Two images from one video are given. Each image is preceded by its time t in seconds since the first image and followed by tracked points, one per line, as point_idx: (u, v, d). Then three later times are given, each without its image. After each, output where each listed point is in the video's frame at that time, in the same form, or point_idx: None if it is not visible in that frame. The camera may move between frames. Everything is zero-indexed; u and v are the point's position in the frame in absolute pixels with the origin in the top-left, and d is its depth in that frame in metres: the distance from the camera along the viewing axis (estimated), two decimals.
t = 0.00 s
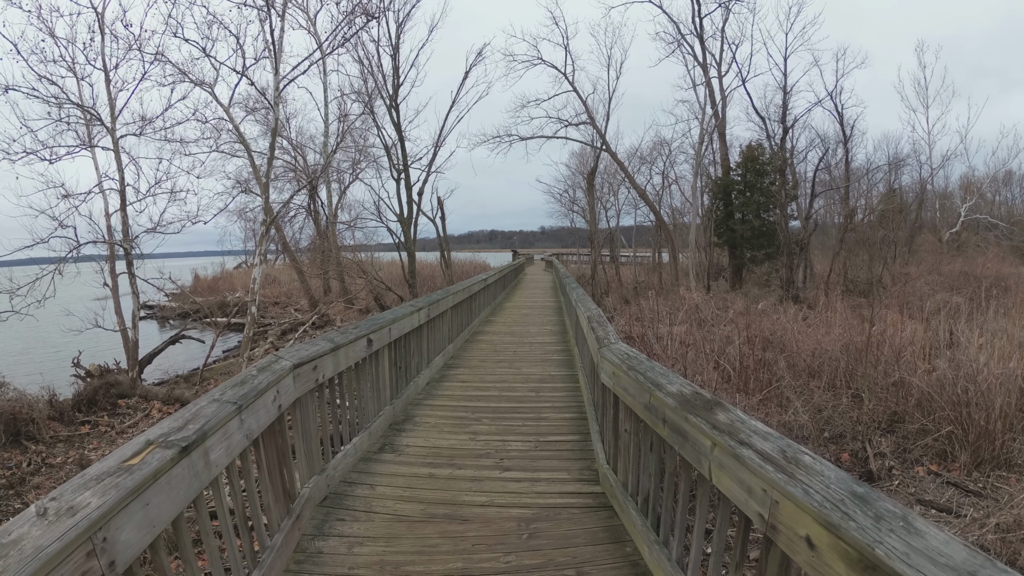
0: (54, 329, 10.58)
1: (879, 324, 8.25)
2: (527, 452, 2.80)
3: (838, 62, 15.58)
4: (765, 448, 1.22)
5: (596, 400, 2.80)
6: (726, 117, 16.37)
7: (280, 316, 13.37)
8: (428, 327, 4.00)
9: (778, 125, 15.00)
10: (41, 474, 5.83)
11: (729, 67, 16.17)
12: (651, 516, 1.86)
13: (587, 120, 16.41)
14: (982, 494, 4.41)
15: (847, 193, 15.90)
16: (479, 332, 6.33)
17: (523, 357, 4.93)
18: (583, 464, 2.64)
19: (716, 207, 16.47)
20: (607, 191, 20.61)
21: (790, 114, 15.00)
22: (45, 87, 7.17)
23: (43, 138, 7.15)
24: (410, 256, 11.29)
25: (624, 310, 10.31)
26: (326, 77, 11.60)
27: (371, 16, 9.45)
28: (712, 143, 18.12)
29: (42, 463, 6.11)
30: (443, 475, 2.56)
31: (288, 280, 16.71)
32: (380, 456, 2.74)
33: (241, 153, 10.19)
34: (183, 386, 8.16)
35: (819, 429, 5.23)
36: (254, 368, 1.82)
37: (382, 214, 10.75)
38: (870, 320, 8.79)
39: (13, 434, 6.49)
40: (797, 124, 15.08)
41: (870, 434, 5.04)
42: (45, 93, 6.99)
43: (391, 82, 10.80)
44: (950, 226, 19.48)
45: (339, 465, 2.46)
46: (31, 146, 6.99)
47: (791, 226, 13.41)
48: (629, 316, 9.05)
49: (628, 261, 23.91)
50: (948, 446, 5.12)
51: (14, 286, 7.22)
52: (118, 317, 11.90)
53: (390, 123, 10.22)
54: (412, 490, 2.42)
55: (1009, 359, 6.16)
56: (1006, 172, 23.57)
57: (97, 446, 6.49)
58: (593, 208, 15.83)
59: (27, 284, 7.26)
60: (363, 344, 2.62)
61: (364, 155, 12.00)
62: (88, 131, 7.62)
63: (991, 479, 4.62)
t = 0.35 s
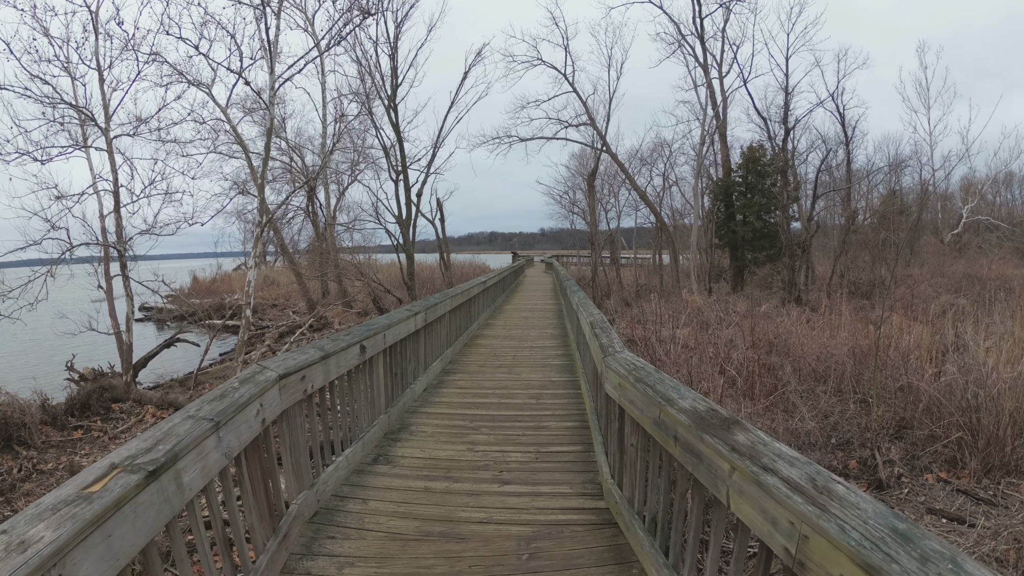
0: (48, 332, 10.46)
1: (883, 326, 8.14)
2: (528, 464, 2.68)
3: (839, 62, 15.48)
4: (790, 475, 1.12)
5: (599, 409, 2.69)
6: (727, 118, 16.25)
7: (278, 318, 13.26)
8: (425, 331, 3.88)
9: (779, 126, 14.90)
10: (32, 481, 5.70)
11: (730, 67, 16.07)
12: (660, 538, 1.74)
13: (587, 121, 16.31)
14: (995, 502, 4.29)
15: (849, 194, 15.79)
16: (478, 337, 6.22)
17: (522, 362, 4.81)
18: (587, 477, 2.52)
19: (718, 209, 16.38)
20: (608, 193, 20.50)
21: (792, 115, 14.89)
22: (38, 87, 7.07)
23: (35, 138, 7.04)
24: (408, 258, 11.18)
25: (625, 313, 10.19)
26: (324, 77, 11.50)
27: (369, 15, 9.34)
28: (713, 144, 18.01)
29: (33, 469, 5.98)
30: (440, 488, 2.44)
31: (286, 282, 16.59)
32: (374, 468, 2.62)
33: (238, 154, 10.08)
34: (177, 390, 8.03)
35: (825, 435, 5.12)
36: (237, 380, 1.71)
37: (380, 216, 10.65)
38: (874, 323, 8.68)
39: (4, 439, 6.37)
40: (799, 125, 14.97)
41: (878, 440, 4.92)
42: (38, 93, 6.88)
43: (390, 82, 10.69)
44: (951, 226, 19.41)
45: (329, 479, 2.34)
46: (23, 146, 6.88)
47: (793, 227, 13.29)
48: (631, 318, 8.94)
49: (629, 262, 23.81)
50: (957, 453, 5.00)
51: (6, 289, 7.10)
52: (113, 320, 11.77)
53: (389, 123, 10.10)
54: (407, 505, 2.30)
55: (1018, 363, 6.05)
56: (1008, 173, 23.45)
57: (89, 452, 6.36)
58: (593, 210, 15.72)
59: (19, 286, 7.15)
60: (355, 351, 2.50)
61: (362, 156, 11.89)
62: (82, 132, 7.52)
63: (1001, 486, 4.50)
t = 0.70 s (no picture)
0: (41, 334, 10.29)
1: (888, 331, 8.03)
2: (530, 475, 2.54)
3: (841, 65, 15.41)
4: (832, 504, 1.02)
5: (605, 418, 2.57)
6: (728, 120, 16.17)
7: (275, 321, 13.11)
8: (423, 335, 3.75)
9: (781, 128, 14.81)
10: (18, 486, 5.54)
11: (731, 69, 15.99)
12: (674, 559, 1.62)
13: (587, 123, 16.21)
14: (1008, 511, 4.17)
15: (850, 198, 15.69)
16: (477, 340, 6.10)
17: (523, 367, 4.67)
18: (592, 489, 2.39)
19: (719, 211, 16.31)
20: (608, 195, 20.39)
21: (793, 117, 14.80)
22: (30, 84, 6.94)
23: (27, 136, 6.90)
24: (406, 260, 11.05)
25: (625, 316, 10.06)
26: (322, 77, 11.39)
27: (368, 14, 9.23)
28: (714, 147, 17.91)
29: (21, 473, 5.82)
30: (438, 502, 2.31)
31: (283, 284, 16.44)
32: (368, 480, 2.49)
33: (235, 154, 9.95)
34: (171, 392, 7.88)
35: (832, 442, 5.00)
36: (217, 388, 1.59)
37: (378, 217, 10.53)
38: (879, 327, 8.57)
39: None
40: (800, 128, 14.89)
41: (887, 446, 4.80)
42: (31, 90, 6.76)
43: (389, 82, 10.58)
44: (951, 230, 19.34)
45: (320, 491, 2.21)
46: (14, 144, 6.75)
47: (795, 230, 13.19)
48: (632, 322, 8.81)
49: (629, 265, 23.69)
50: (966, 460, 4.88)
51: None
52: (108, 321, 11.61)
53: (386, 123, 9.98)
54: (403, 520, 2.17)
55: None
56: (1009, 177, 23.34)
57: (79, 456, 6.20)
58: (593, 212, 15.61)
59: (9, 287, 7.00)
60: (349, 356, 2.38)
61: (360, 157, 11.77)
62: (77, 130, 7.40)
63: (1013, 494, 4.38)
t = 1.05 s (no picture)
0: (34, 337, 10.12)
1: (895, 334, 7.91)
2: (539, 491, 2.40)
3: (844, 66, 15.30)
4: (901, 545, 0.88)
5: (618, 431, 2.42)
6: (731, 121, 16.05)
7: (273, 323, 12.96)
8: (424, 340, 3.61)
9: (784, 129, 14.69)
10: (6, 494, 5.37)
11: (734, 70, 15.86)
12: None
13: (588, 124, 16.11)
14: None
15: (853, 199, 15.57)
16: (478, 344, 5.97)
17: (526, 373, 4.52)
18: (605, 507, 2.24)
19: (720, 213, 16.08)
20: (609, 197, 20.27)
21: (796, 118, 14.69)
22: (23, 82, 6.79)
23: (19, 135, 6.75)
24: (406, 262, 10.93)
25: (628, 318, 9.94)
26: (321, 77, 11.26)
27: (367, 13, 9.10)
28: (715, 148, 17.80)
29: (11, 481, 5.65)
30: (441, 521, 2.16)
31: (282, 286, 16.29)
32: (366, 497, 2.35)
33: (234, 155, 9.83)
34: (166, 397, 7.73)
35: (844, 448, 4.87)
36: (198, 408, 1.49)
37: (377, 219, 10.40)
38: (885, 330, 8.44)
39: None
40: (803, 129, 14.77)
41: (902, 454, 4.66)
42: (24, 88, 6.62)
43: (389, 81, 10.45)
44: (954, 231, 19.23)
45: (315, 511, 2.06)
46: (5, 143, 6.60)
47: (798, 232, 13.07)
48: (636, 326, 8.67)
49: (630, 267, 23.57)
50: (982, 467, 4.74)
51: None
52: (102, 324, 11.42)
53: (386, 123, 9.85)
54: (404, 542, 2.02)
55: None
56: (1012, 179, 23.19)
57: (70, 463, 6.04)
58: (594, 213, 15.47)
59: None
60: (346, 366, 2.24)
61: (360, 157, 11.64)
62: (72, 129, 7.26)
63: None
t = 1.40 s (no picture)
0: (29, 341, 10.01)
1: (900, 335, 7.81)
2: (544, 505, 2.29)
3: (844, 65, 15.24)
4: None
5: (625, 441, 2.33)
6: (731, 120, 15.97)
7: (271, 326, 12.87)
8: (423, 346, 3.51)
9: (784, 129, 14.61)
10: None
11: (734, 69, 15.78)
12: None
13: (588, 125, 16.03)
14: None
15: (855, 199, 15.49)
16: (479, 347, 5.88)
17: (528, 378, 4.41)
18: (613, 522, 2.14)
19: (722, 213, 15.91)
20: (609, 198, 20.20)
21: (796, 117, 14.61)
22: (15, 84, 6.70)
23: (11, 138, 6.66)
24: (404, 264, 10.83)
25: (629, 320, 9.86)
26: (319, 77, 11.17)
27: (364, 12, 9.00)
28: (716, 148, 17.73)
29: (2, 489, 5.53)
30: (441, 538, 2.06)
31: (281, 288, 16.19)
32: (363, 511, 2.25)
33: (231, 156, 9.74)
34: (161, 403, 7.62)
35: (851, 452, 4.78)
36: (179, 426, 1.42)
37: (376, 220, 10.32)
38: (890, 331, 8.35)
39: None
40: (804, 128, 14.69)
41: (912, 459, 4.56)
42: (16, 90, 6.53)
43: (387, 81, 10.35)
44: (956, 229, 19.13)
45: (308, 528, 1.96)
46: None
47: (799, 232, 12.99)
48: (638, 328, 8.57)
49: (630, 268, 23.49)
50: (992, 472, 4.64)
51: None
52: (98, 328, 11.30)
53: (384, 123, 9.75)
54: (401, 561, 1.91)
55: None
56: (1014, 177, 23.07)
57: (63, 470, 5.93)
58: (595, 214, 15.39)
59: None
60: (341, 376, 2.13)
61: (358, 159, 11.54)
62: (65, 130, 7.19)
63: None
